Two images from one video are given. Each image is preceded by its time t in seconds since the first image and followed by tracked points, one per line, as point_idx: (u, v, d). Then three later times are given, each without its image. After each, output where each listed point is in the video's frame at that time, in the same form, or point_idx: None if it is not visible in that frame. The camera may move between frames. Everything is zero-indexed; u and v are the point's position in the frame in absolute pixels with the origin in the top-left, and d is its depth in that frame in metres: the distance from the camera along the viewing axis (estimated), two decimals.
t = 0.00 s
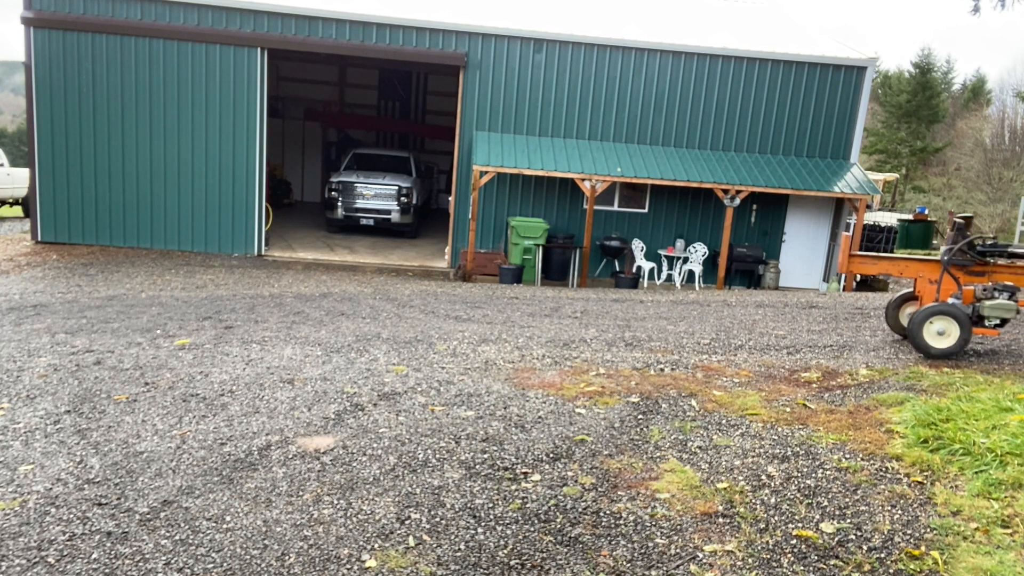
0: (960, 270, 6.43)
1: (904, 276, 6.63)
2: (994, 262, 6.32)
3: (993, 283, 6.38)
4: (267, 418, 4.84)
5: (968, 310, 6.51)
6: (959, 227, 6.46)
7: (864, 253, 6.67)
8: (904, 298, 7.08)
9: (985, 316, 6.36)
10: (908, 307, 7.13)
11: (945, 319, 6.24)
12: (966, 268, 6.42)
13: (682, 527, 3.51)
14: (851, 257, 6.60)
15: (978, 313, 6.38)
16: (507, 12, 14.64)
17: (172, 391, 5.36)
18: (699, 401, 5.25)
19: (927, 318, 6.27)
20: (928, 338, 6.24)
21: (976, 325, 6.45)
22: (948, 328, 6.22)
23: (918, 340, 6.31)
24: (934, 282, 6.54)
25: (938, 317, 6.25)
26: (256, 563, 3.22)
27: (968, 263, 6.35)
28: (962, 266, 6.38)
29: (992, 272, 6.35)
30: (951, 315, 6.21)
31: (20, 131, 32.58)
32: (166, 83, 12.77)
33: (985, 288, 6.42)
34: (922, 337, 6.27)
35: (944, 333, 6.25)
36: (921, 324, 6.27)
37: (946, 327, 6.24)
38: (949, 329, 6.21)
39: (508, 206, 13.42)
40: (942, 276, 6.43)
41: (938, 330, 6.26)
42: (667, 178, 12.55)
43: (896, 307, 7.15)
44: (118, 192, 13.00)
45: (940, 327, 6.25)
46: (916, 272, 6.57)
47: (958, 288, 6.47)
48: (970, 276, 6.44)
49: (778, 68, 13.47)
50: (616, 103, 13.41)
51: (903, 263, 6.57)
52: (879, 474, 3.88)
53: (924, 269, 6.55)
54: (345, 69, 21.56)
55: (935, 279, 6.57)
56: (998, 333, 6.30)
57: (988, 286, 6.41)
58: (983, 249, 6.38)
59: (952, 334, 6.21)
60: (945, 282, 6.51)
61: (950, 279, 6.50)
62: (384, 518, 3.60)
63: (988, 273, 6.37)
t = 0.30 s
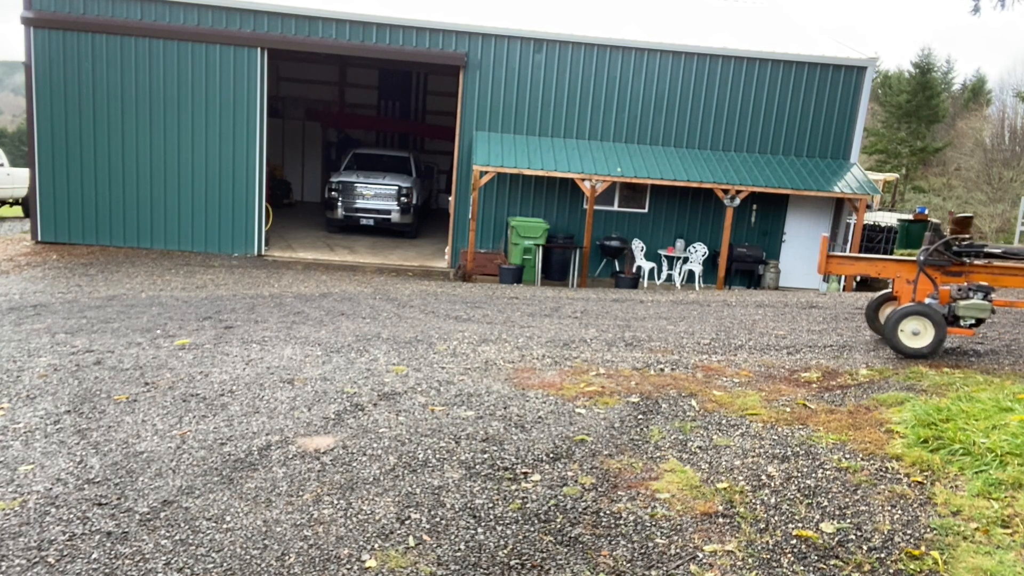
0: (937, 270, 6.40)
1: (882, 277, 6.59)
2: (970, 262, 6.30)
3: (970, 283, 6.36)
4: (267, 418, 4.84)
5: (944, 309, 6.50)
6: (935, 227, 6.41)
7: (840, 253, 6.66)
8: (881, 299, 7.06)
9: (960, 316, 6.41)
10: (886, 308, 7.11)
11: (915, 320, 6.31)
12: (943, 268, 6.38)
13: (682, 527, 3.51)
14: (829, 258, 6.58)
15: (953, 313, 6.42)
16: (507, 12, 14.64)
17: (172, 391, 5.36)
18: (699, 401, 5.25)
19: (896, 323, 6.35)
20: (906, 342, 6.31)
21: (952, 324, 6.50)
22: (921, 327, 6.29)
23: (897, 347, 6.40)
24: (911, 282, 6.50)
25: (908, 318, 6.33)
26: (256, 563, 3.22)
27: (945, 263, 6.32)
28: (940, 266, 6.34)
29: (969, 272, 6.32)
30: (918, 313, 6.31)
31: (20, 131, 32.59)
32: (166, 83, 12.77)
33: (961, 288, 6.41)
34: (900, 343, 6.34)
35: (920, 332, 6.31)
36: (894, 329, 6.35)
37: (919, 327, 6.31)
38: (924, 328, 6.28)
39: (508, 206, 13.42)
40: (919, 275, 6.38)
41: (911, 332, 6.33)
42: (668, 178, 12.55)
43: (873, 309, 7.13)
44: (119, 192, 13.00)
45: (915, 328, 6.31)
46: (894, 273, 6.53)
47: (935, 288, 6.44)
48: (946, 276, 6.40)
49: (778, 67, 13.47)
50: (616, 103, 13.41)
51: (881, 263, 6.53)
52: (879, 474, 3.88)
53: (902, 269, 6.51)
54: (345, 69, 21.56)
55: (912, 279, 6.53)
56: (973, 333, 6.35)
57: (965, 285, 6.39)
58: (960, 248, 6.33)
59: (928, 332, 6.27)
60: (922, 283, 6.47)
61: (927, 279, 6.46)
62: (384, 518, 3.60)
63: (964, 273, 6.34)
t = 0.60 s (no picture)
0: (912, 270, 6.41)
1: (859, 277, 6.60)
2: (946, 262, 6.31)
3: (944, 283, 6.36)
4: (267, 418, 4.84)
5: (918, 310, 6.48)
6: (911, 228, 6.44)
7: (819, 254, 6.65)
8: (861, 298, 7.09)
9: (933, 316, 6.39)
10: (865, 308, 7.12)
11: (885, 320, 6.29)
12: (919, 268, 6.40)
13: (682, 527, 3.51)
14: (806, 259, 6.59)
15: (927, 314, 6.40)
16: (507, 13, 14.64)
17: (172, 391, 5.36)
18: (698, 401, 5.25)
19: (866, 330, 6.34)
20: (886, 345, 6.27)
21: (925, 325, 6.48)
22: (893, 324, 6.26)
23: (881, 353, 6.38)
24: (887, 282, 6.50)
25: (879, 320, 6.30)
26: (256, 563, 3.22)
27: (920, 262, 6.32)
28: (915, 266, 6.35)
29: (944, 272, 6.33)
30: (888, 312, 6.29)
31: (20, 131, 32.60)
32: (166, 84, 12.77)
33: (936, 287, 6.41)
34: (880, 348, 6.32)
35: (895, 330, 6.28)
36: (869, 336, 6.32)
37: (893, 327, 6.29)
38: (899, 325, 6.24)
39: (508, 206, 13.42)
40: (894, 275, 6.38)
41: (886, 334, 6.30)
42: (667, 178, 12.56)
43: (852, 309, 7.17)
44: (119, 192, 13.00)
45: (890, 329, 6.28)
46: (871, 273, 6.53)
47: (910, 288, 6.45)
48: (922, 276, 6.42)
49: (778, 67, 13.47)
50: (616, 103, 13.41)
51: (857, 263, 6.55)
52: (879, 474, 3.88)
53: (879, 269, 6.52)
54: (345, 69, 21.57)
55: (888, 279, 6.54)
56: (947, 333, 6.33)
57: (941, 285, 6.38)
58: (935, 249, 6.35)
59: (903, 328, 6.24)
60: (898, 283, 6.48)
61: (903, 280, 6.46)
62: (384, 518, 3.60)
63: (940, 272, 6.35)
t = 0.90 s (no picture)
0: (888, 270, 6.42)
1: (836, 277, 6.52)
2: (922, 262, 6.33)
3: (920, 283, 6.36)
4: (267, 418, 4.84)
5: (893, 310, 6.43)
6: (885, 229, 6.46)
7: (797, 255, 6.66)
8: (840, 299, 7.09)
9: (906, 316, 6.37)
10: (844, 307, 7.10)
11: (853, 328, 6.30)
12: (895, 268, 6.41)
13: (682, 527, 3.51)
14: (784, 260, 6.59)
15: (901, 314, 6.37)
16: (507, 13, 14.64)
17: (172, 391, 5.36)
18: (698, 401, 5.25)
19: (844, 346, 6.40)
20: (871, 348, 6.29)
21: (899, 325, 6.44)
22: (863, 325, 6.29)
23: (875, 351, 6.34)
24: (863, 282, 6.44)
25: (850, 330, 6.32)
26: (256, 563, 3.22)
27: (895, 262, 6.33)
28: (891, 266, 6.37)
29: (920, 271, 6.34)
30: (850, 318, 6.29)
31: (19, 131, 32.59)
32: (165, 84, 12.77)
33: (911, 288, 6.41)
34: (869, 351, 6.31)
35: (869, 328, 6.31)
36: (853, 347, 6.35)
37: (864, 330, 6.30)
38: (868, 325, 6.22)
39: (508, 206, 13.42)
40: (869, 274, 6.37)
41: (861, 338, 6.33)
42: (667, 178, 12.56)
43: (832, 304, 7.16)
44: (119, 192, 13.00)
45: (865, 336, 6.29)
46: (849, 273, 6.47)
47: (886, 288, 6.42)
48: (898, 276, 6.42)
49: (778, 67, 13.47)
50: (616, 103, 13.41)
51: (835, 263, 6.47)
52: (879, 474, 3.88)
53: (855, 269, 6.44)
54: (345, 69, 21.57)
55: (865, 279, 6.48)
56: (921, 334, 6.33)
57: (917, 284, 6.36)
58: (911, 249, 6.36)
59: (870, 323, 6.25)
60: (874, 283, 6.45)
61: (879, 280, 6.44)
62: (384, 518, 3.60)
63: (916, 272, 6.37)
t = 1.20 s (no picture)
0: (864, 270, 6.43)
1: (813, 277, 6.55)
2: (897, 262, 6.33)
3: (895, 283, 6.38)
4: (267, 418, 4.84)
5: (868, 310, 6.49)
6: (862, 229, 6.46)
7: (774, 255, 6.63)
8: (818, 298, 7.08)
9: (879, 316, 6.42)
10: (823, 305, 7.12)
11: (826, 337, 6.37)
12: (871, 268, 6.42)
13: (682, 527, 3.51)
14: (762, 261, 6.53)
15: (875, 315, 6.43)
16: (507, 13, 14.65)
17: (172, 391, 5.36)
18: (698, 401, 5.25)
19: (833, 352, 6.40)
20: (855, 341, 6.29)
21: (874, 325, 6.48)
22: (835, 327, 6.35)
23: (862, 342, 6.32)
24: (840, 282, 6.46)
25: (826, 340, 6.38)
26: (256, 563, 3.22)
27: (870, 262, 6.35)
28: (866, 266, 6.39)
29: (896, 271, 6.35)
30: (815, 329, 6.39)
31: (20, 131, 32.59)
32: (165, 84, 12.76)
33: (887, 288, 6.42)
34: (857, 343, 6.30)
35: (839, 326, 6.38)
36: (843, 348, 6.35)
37: (839, 332, 6.35)
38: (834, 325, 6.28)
39: (508, 206, 13.42)
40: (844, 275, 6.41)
41: (842, 339, 6.36)
42: (667, 178, 12.56)
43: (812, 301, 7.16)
44: (119, 192, 13.00)
45: (845, 336, 6.32)
46: (826, 273, 6.50)
47: (862, 288, 6.45)
48: (874, 275, 6.43)
49: (778, 67, 13.47)
50: (616, 103, 13.41)
51: (812, 264, 6.49)
52: (879, 474, 3.88)
53: (832, 270, 6.47)
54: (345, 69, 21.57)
55: (841, 279, 6.51)
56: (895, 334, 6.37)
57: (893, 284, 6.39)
58: (886, 249, 6.34)
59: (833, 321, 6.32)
60: (850, 283, 6.48)
61: (855, 280, 6.47)
62: (384, 518, 3.60)
63: (892, 272, 6.37)
